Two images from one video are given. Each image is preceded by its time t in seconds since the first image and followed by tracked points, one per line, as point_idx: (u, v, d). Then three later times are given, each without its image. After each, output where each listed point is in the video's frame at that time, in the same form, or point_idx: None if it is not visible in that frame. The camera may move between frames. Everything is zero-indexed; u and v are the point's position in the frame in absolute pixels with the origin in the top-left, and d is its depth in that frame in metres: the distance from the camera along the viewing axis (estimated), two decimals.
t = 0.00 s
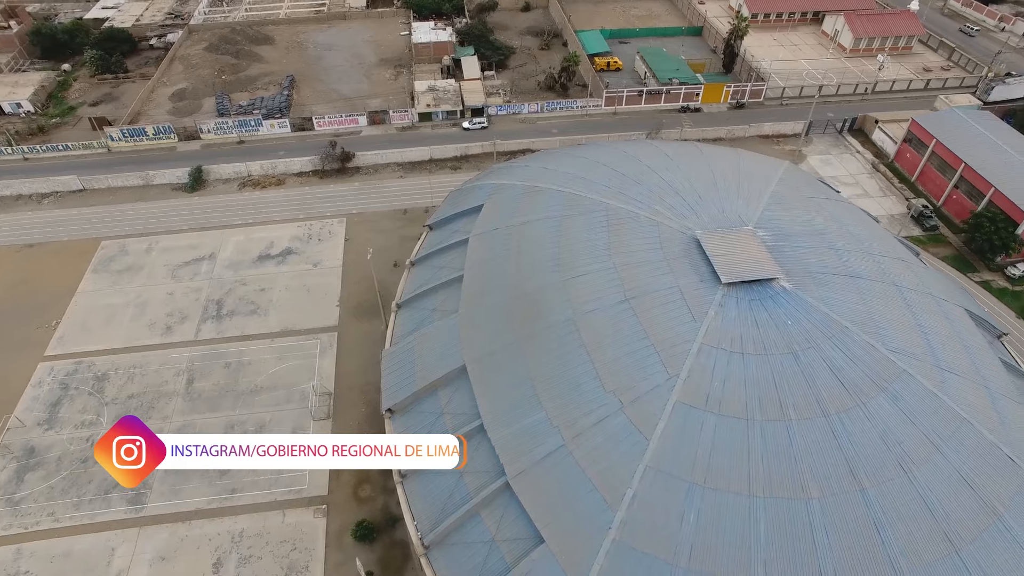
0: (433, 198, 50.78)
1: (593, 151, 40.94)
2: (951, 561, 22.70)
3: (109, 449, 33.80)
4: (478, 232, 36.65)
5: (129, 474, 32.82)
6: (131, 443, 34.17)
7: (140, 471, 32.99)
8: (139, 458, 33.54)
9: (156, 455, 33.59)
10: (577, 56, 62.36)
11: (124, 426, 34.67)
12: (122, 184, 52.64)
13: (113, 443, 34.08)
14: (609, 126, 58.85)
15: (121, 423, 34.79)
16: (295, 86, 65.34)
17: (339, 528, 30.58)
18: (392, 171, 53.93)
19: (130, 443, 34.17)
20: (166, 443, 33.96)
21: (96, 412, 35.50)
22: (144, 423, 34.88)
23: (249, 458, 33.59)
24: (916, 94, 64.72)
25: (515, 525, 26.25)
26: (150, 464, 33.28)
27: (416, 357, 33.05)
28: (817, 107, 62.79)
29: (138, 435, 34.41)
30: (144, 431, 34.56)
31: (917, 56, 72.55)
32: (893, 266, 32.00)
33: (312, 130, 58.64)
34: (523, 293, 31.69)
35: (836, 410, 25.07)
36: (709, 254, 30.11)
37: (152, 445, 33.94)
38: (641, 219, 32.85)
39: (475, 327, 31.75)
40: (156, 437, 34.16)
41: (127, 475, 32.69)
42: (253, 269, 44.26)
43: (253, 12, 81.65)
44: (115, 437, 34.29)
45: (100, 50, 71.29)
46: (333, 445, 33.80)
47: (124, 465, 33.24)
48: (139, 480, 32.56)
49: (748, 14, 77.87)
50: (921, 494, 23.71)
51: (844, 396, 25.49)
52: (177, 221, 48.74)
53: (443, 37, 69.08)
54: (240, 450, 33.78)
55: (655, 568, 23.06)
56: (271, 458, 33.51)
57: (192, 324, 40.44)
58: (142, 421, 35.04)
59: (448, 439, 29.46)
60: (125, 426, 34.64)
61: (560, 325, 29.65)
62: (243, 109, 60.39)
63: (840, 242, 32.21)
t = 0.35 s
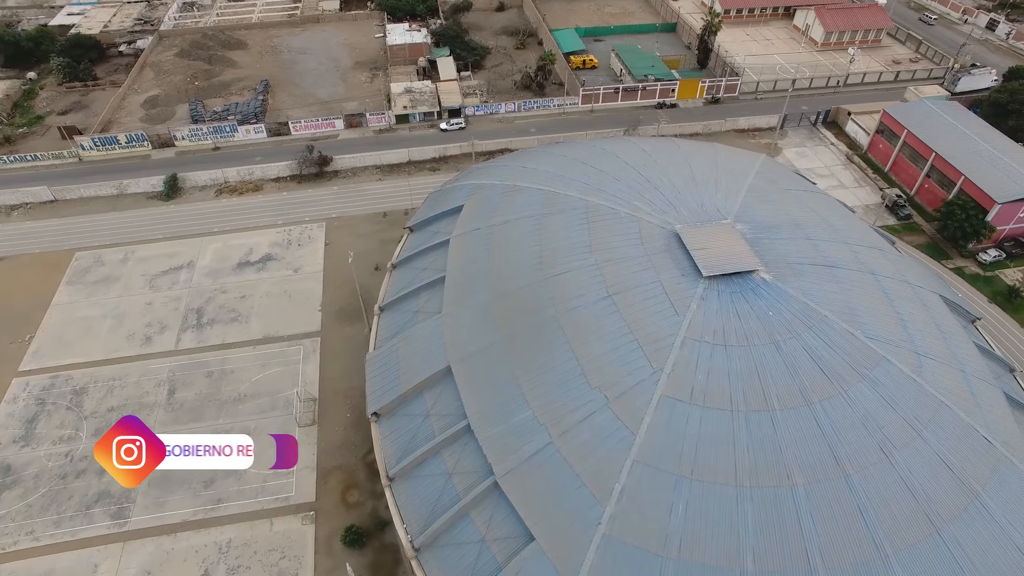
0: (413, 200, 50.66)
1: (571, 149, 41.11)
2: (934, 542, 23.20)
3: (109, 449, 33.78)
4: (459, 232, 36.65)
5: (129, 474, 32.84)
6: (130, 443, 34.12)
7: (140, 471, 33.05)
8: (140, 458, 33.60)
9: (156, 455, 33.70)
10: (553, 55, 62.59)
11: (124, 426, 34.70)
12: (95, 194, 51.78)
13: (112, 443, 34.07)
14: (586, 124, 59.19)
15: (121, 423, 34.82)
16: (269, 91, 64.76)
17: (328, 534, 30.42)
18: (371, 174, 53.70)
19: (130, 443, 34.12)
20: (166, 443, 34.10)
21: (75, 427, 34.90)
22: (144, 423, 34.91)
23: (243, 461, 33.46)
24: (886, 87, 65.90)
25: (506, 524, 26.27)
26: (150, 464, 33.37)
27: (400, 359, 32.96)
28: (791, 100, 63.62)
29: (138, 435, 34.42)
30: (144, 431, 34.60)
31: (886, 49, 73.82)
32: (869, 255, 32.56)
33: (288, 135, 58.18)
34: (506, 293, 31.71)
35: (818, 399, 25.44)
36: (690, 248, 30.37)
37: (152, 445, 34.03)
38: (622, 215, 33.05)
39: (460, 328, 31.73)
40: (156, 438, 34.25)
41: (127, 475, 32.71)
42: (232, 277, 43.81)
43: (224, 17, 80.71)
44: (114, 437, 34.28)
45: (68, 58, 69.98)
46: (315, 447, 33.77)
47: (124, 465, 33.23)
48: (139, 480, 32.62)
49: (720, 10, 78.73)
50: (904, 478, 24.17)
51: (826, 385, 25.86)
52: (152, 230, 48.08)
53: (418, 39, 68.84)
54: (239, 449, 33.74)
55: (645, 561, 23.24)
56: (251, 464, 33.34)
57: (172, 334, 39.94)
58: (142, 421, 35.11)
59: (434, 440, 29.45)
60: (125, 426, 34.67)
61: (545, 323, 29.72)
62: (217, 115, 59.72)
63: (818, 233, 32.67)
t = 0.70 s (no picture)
0: (393, 203, 50.51)
1: (550, 147, 41.29)
2: (917, 525, 23.69)
3: (109, 450, 33.97)
4: (441, 233, 36.63)
5: (129, 474, 32.94)
6: (131, 443, 34.30)
7: (140, 471, 33.07)
8: (140, 458, 33.64)
9: (156, 455, 33.70)
10: (529, 54, 62.75)
11: (124, 426, 34.89)
12: (68, 205, 50.89)
13: (112, 443, 34.29)
14: (564, 122, 59.44)
15: (121, 424, 35.06)
16: (245, 96, 64.15)
17: (318, 540, 30.28)
18: (350, 177, 53.43)
19: (130, 442, 34.30)
20: (167, 442, 34.23)
21: (54, 441, 34.33)
22: (144, 423, 35.04)
23: (228, 469, 33.14)
24: (858, 79, 66.99)
25: (496, 523, 26.33)
26: (150, 464, 33.33)
27: (386, 362, 32.88)
28: (766, 95, 64.39)
29: (138, 435, 34.55)
30: (144, 431, 34.71)
31: (856, 42, 75.04)
32: (847, 245, 33.12)
33: (265, 140, 57.69)
34: (491, 293, 31.74)
35: (802, 388, 25.83)
36: (671, 243, 30.65)
37: (152, 444, 34.08)
38: (602, 212, 33.26)
39: (445, 329, 31.71)
40: (157, 437, 34.34)
41: (127, 476, 32.83)
42: (212, 284, 43.36)
43: (196, 22, 79.72)
44: (115, 437, 34.52)
45: (35, 65, 68.59)
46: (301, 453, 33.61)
47: (124, 465, 33.38)
48: (139, 479, 32.70)
49: (694, 6, 79.44)
50: (887, 463, 24.64)
51: (809, 374, 26.26)
52: (129, 240, 47.40)
53: (394, 41, 68.55)
54: (224, 458, 33.46)
55: (636, 555, 23.43)
56: (237, 472, 33.02)
57: (152, 344, 39.44)
58: (142, 421, 35.23)
59: (422, 442, 29.42)
60: (124, 426, 34.87)
61: (530, 321, 29.82)
62: (192, 121, 59.01)
63: (796, 225, 33.14)
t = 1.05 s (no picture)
0: (372, 205, 50.36)
1: (527, 146, 41.49)
2: (899, 506, 24.25)
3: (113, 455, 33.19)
4: (422, 234, 36.62)
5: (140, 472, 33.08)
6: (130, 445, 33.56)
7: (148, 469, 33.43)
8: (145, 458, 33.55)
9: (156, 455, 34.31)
10: (504, 54, 62.91)
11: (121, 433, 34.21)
12: (39, 216, 49.90)
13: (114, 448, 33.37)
14: (541, 121, 59.73)
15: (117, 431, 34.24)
16: (218, 101, 63.45)
17: (306, 546, 30.14)
18: (328, 181, 53.14)
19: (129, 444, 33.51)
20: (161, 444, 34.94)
21: (31, 458, 33.69)
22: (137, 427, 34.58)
23: (213, 478, 32.85)
24: (828, 72, 68.13)
25: (486, 522, 26.43)
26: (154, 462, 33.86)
27: (370, 365, 32.81)
28: (739, 89, 65.22)
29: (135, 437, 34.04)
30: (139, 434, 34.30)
31: (825, 36, 76.37)
32: (822, 234, 33.75)
33: (240, 145, 57.12)
34: (474, 292, 31.80)
35: (784, 376, 26.29)
36: (651, 237, 30.99)
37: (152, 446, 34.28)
38: (582, 208, 33.50)
39: (429, 329, 31.71)
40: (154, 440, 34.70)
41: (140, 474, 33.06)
42: (191, 293, 42.87)
43: (165, 28, 78.57)
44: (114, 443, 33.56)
45: None
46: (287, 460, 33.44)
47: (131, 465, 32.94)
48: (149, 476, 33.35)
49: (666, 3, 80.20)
50: (868, 447, 25.18)
51: (790, 362, 26.73)
52: (103, 250, 46.65)
53: (367, 43, 68.23)
54: (207, 467, 33.17)
55: (626, 547, 23.66)
56: (222, 481, 32.74)
57: (130, 355, 38.89)
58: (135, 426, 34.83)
59: (409, 443, 29.43)
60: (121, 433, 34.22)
61: (514, 319, 29.95)
62: (165, 128, 58.22)
63: (773, 216, 33.69)
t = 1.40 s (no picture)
0: (352, 208, 50.18)
1: (507, 145, 41.59)
2: (882, 488, 24.80)
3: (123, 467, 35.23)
4: (405, 235, 36.57)
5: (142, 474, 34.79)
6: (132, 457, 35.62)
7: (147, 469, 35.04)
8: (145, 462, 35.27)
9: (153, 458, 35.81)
10: (481, 55, 63.01)
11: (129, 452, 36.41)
12: (11, 227, 48.92)
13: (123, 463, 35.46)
14: (520, 120, 59.94)
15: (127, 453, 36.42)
16: (193, 107, 62.73)
17: (297, 552, 30.01)
18: (307, 185, 52.81)
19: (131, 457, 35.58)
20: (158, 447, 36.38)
21: (10, 473, 33.09)
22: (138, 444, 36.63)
23: (199, 487, 32.55)
24: (801, 66, 69.16)
25: (477, 520, 26.50)
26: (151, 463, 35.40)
27: (356, 368, 32.72)
28: (715, 84, 65.95)
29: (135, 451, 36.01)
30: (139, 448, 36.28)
31: (797, 31, 77.59)
32: (800, 225, 34.30)
33: (217, 151, 56.50)
34: (459, 291, 31.83)
35: (768, 366, 26.72)
36: (633, 232, 31.27)
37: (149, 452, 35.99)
38: (564, 205, 33.69)
39: (415, 330, 31.69)
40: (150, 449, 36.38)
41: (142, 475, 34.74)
42: (171, 301, 42.36)
43: (136, 34, 77.37)
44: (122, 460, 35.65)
45: None
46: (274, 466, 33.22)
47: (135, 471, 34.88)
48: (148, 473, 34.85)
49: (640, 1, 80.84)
50: (852, 432, 25.70)
51: (773, 352, 27.17)
52: (79, 260, 45.91)
53: (343, 45, 67.81)
54: (193, 476, 32.87)
55: (617, 540, 23.90)
56: (209, 490, 32.46)
57: (110, 366, 38.34)
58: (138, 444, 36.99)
59: (398, 445, 29.42)
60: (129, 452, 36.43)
61: (500, 317, 30.04)
62: (139, 135, 57.39)
63: (751, 208, 34.18)
